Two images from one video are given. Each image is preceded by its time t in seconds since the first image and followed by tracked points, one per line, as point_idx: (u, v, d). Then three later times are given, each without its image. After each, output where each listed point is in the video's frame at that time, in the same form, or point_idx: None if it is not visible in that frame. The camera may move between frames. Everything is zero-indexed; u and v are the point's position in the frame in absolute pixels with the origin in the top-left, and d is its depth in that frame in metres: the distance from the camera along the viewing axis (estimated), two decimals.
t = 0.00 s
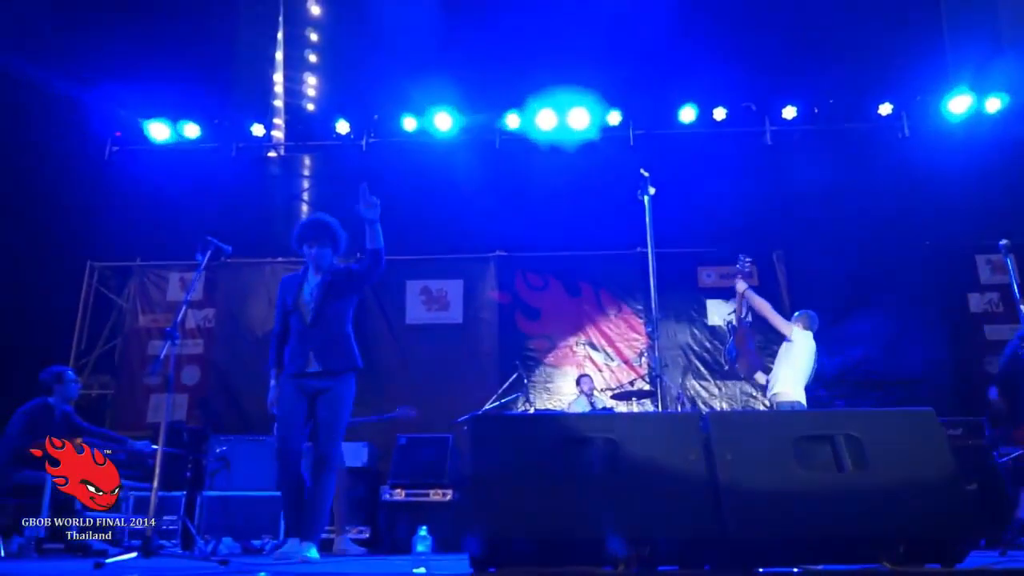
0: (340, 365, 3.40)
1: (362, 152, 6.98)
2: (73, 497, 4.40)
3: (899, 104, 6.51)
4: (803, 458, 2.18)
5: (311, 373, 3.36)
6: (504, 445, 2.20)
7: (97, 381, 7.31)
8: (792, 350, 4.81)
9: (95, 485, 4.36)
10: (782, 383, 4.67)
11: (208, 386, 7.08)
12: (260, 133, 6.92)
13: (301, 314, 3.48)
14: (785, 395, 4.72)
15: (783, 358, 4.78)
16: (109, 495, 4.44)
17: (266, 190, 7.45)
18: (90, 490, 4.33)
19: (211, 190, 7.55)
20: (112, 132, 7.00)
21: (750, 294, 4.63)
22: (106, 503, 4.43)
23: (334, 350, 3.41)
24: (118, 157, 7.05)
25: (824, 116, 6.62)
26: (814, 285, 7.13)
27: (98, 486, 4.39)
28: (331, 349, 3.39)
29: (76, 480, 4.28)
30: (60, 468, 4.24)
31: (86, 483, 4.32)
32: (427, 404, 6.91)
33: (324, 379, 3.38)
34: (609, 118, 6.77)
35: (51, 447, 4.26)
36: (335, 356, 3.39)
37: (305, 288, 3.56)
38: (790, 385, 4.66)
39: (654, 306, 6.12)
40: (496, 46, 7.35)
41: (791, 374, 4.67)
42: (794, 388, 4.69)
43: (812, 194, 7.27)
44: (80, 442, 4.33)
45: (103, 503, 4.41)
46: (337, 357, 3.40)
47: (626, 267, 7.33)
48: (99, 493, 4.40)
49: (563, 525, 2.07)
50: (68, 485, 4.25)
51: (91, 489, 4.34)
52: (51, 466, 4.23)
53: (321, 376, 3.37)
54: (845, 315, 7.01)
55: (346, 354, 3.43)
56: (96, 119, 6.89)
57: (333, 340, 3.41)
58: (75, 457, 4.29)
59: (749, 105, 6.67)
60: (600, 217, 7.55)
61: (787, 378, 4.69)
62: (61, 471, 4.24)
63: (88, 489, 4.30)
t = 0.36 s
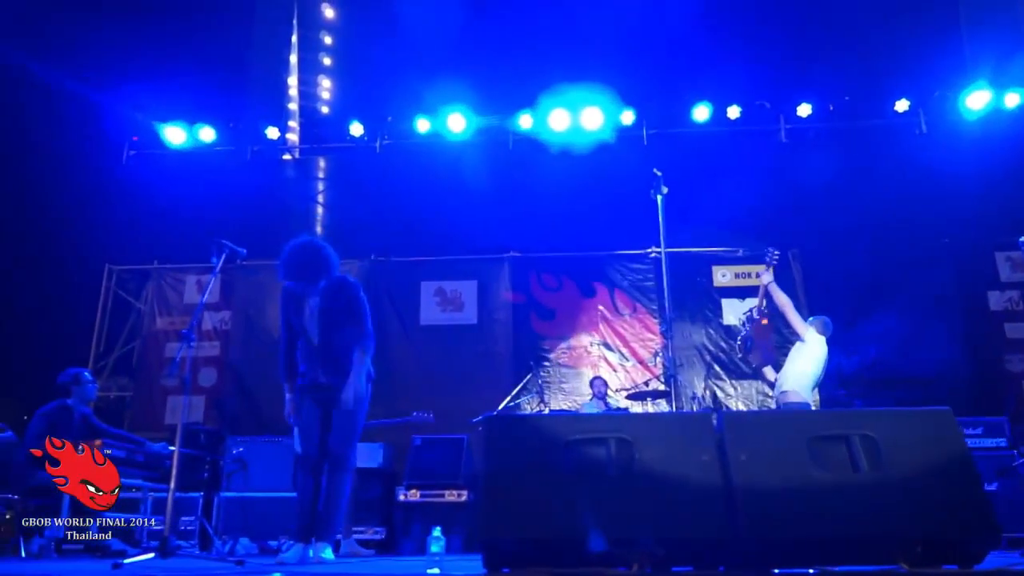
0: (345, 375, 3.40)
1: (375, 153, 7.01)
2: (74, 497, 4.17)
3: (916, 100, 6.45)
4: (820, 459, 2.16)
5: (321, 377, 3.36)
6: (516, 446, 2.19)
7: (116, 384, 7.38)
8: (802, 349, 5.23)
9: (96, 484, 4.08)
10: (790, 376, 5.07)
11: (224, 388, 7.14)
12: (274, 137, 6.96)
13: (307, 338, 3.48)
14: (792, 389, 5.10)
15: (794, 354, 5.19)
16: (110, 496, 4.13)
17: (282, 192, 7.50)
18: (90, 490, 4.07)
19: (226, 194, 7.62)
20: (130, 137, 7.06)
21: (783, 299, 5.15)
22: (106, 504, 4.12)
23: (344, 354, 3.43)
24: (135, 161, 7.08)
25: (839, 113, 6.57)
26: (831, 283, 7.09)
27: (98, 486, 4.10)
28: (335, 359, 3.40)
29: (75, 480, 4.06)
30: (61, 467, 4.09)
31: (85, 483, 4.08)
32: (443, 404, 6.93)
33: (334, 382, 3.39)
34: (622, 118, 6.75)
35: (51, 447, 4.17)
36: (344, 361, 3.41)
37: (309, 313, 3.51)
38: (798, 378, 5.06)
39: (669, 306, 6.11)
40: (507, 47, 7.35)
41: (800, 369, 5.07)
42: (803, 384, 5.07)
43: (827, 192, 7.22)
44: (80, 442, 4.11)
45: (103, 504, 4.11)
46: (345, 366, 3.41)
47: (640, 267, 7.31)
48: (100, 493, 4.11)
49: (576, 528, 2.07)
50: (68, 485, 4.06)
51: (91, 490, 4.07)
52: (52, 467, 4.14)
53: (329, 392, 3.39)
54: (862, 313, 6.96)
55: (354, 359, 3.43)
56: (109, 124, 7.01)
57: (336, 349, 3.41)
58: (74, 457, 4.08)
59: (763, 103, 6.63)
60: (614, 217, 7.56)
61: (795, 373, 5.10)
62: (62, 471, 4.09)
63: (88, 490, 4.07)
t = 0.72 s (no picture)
0: (347, 388, 3.39)
1: (388, 154, 7.03)
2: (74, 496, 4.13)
3: (931, 95, 6.39)
4: (826, 459, 2.13)
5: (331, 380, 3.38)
6: (520, 449, 2.19)
7: (133, 386, 7.45)
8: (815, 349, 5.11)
9: (97, 485, 4.06)
10: (800, 376, 4.96)
11: (239, 389, 7.19)
12: (287, 139, 7.02)
13: (316, 353, 3.50)
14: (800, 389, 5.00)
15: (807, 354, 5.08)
16: (109, 496, 4.11)
17: (296, 193, 7.56)
18: (92, 491, 4.04)
19: (240, 196, 7.68)
20: (146, 140, 7.06)
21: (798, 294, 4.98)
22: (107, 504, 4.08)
23: (354, 358, 3.43)
24: (151, 164, 7.10)
25: (853, 109, 6.52)
26: (846, 281, 7.02)
27: (99, 486, 4.06)
28: (347, 369, 3.38)
29: (76, 480, 4.05)
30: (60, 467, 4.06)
31: (87, 483, 4.05)
32: (456, 405, 6.94)
33: (343, 384, 3.40)
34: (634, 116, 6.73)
35: (51, 445, 4.12)
36: (352, 367, 3.40)
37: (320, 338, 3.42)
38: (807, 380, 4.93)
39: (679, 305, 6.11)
40: (518, 48, 7.36)
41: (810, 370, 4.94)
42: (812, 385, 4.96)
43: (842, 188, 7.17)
44: (81, 443, 4.09)
45: (104, 504, 4.08)
46: (353, 375, 3.40)
47: (653, 266, 7.28)
48: (100, 493, 4.09)
49: (579, 529, 2.05)
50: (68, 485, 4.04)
51: (93, 491, 4.04)
52: (53, 466, 4.10)
53: (335, 393, 3.47)
54: (878, 311, 6.89)
55: (363, 366, 3.41)
56: (128, 130, 7.12)
57: (349, 360, 3.39)
58: (75, 457, 4.05)
59: (776, 100, 6.59)
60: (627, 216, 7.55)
61: (805, 374, 4.99)
62: (62, 471, 4.07)
63: (90, 491, 4.04)
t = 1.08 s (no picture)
0: (362, 381, 3.43)
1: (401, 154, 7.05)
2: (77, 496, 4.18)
3: (948, 89, 6.32)
4: (828, 458, 2.12)
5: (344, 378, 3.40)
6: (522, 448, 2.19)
7: (149, 386, 7.54)
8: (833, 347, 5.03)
9: (97, 484, 4.11)
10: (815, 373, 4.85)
11: (255, 390, 7.25)
12: (301, 140, 7.07)
13: (335, 334, 3.48)
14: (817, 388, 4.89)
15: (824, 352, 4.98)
16: (110, 495, 4.16)
17: (310, 194, 7.62)
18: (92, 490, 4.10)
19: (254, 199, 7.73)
20: (161, 143, 7.16)
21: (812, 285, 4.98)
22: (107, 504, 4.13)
23: (367, 357, 3.46)
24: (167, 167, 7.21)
25: (868, 104, 6.46)
26: (862, 277, 6.97)
27: (99, 486, 4.12)
28: (360, 368, 3.41)
29: (76, 480, 4.11)
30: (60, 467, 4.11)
31: (88, 482, 4.11)
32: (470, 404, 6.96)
33: (356, 379, 3.41)
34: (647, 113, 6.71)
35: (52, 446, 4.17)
36: (365, 365, 3.43)
37: (343, 300, 3.55)
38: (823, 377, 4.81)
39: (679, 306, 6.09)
40: (533, 46, 7.33)
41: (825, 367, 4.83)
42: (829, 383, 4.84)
43: (857, 184, 7.11)
44: (80, 443, 4.14)
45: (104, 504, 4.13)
46: (366, 374, 3.43)
47: (667, 264, 7.26)
48: (100, 492, 4.14)
49: (583, 529, 2.05)
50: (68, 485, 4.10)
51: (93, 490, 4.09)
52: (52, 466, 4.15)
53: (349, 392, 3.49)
54: (894, 308, 6.83)
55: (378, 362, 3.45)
56: (145, 132, 7.17)
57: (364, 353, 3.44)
58: (75, 456, 4.10)
59: (790, 96, 6.55)
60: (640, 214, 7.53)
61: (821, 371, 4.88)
62: (61, 470, 4.12)
63: (90, 490, 4.09)
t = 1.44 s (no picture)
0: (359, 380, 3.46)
1: (403, 154, 7.01)
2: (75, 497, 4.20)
3: (951, 85, 6.28)
4: (816, 457, 2.12)
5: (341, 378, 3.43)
6: (510, 446, 2.20)
7: (154, 386, 7.53)
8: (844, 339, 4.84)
9: (95, 485, 4.12)
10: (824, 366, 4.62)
11: (258, 389, 7.27)
12: (303, 139, 7.04)
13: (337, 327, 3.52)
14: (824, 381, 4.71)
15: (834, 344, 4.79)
16: (108, 496, 4.17)
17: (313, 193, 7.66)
18: (91, 492, 4.13)
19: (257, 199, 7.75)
20: (164, 143, 7.06)
21: (818, 274, 4.82)
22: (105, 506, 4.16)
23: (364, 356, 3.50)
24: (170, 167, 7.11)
25: (870, 100, 6.42)
26: (864, 275, 6.95)
27: (97, 487, 4.13)
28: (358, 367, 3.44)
29: (76, 480, 4.13)
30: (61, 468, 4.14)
31: (87, 484, 4.13)
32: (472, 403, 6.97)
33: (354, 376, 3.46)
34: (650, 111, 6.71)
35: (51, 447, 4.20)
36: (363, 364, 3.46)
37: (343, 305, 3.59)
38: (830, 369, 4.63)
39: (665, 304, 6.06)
40: (535, 44, 7.32)
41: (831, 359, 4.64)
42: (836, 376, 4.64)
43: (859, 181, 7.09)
44: (82, 444, 4.18)
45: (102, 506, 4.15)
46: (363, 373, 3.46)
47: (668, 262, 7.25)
48: (98, 493, 4.15)
49: (568, 529, 2.04)
50: (66, 486, 4.12)
51: (92, 492, 4.13)
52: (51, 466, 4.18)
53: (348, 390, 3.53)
54: (897, 305, 6.81)
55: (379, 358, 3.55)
56: (146, 133, 7.13)
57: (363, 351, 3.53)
58: (75, 458, 4.13)
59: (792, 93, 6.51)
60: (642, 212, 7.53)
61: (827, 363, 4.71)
62: (61, 471, 4.14)
63: (89, 492, 4.12)
